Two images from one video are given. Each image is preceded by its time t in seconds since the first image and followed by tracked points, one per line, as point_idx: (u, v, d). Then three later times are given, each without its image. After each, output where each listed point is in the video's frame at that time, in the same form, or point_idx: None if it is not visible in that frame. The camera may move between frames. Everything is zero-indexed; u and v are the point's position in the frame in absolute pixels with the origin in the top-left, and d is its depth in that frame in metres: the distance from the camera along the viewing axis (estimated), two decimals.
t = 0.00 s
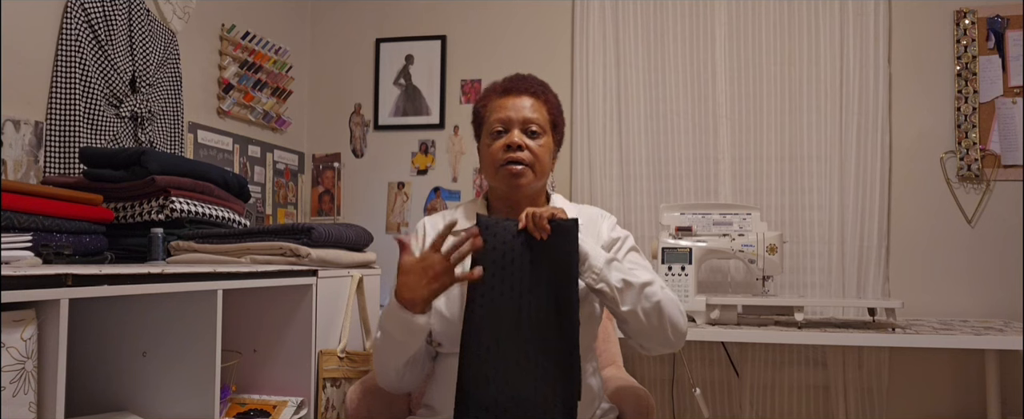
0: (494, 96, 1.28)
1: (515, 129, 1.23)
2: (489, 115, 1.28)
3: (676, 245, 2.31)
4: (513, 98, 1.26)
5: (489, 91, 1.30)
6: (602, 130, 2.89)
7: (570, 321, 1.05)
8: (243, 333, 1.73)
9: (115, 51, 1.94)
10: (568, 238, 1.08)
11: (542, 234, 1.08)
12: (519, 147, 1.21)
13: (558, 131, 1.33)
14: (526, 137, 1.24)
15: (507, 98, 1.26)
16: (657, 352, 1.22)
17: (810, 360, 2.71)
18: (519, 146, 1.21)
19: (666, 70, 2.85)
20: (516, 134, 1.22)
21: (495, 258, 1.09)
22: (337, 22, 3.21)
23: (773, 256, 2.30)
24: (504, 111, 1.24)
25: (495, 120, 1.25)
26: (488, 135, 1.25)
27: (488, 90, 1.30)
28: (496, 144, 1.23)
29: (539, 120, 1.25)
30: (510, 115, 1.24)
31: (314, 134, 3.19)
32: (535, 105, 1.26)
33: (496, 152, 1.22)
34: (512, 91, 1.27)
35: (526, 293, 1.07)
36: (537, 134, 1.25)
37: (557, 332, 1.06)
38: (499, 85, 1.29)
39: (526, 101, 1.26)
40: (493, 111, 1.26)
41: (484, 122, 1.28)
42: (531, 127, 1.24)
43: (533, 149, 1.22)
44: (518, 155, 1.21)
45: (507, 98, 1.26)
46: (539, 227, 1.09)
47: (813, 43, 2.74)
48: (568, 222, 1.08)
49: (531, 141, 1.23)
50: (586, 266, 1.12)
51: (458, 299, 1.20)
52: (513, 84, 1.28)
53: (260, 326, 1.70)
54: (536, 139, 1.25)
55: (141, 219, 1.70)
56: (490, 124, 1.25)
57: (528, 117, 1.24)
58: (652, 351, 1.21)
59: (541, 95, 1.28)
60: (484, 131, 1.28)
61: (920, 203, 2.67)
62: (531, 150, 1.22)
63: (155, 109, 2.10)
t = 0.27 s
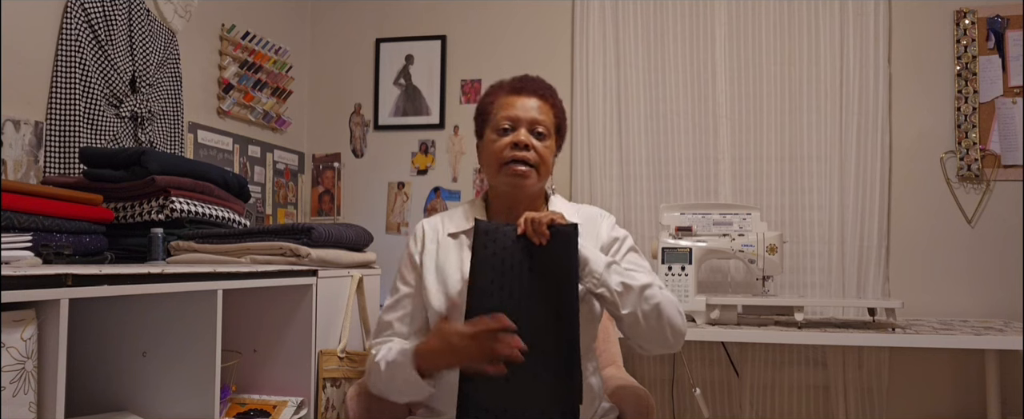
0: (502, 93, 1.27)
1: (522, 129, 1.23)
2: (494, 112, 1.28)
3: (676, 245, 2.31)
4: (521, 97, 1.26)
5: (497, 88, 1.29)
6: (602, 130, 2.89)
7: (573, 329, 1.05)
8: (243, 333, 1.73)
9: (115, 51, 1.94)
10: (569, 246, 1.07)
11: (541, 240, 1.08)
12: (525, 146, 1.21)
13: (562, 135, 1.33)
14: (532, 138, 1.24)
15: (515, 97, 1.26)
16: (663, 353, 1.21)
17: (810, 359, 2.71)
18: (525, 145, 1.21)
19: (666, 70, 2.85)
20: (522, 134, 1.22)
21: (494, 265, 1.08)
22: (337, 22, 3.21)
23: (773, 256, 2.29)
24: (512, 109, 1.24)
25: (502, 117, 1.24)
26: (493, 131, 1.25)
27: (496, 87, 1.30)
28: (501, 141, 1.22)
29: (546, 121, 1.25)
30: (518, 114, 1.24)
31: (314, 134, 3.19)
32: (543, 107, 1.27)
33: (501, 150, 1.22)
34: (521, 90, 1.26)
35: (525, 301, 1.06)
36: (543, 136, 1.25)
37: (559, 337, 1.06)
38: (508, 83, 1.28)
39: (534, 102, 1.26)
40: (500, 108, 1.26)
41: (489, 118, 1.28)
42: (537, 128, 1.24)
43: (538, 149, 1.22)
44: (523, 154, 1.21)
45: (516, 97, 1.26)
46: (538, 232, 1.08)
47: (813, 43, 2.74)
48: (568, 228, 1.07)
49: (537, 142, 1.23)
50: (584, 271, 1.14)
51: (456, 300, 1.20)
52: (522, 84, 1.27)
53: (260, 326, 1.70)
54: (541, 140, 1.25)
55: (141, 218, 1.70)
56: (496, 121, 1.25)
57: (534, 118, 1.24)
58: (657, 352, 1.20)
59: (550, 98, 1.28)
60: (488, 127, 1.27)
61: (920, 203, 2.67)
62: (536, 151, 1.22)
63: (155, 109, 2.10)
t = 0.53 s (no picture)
0: (505, 92, 1.26)
1: (527, 128, 1.22)
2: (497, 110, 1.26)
3: (676, 245, 2.32)
4: (525, 96, 1.25)
5: (498, 86, 1.27)
6: (602, 130, 2.89)
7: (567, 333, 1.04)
8: (243, 333, 1.73)
9: (115, 51, 1.94)
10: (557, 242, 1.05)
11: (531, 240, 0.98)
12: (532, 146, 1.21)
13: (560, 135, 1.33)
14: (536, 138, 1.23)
15: (519, 96, 1.25)
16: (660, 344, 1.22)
17: (810, 360, 2.71)
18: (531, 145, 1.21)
19: (666, 70, 2.85)
20: (528, 134, 1.22)
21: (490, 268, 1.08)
22: (337, 22, 3.21)
23: (773, 256, 2.29)
24: (516, 109, 1.23)
25: (506, 116, 1.23)
26: (496, 129, 1.23)
27: (497, 85, 1.28)
28: (506, 140, 1.21)
29: (551, 122, 1.25)
30: (523, 113, 1.23)
31: (314, 134, 3.19)
32: (546, 107, 1.26)
33: (506, 148, 1.21)
34: (525, 90, 1.25)
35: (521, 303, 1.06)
36: (547, 136, 1.25)
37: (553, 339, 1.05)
38: (512, 81, 1.26)
39: (538, 102, 1.25)
40: (504, 106, 1.24)
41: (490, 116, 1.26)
42: (541, 129, 1.23)
43: (543, 149, 1.23)
44: (530, 154, 1.21)
45: (519, 97, 1.25)
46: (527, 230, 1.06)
47: (813, 43, 2.74)
48: (558, 223, 0.99)
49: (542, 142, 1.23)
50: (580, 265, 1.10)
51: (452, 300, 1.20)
52: (527, 83, 1.26)
53: (260, 327, 1.70)
54: (544, 140, 1.25)
55: (141, 218, 1.70)
56: (500, 119, 1.23)
57: (539, 118, 1.23)
58: (655, 343, 1.20)
59: (552, 99, 1.28)
60: (489, 125, 1.26)
61: (920, 203, 2.67)
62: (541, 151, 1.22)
63: (155, 109, 2.10)
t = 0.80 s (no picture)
0: (505, 91, 1.27)
1: (527, 128, 1.23)
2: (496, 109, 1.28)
3: (676, 245, 2.32)
4: (524, 96, 1.26)
5: (497, 85, 1.29)
6: (602, 130, 2.89)
7: (565, 337, 1.05)
8: (243, 333, 1.73)
9: (115, 51, 1.94)
10: (547, 236, 1.07)
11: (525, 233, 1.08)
12: (531, 145, 1.22)
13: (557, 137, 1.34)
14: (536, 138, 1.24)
15: (518, 96, 1.26)
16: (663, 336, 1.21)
17: (810, 360, 2.71)
18: (531, 143, 1.21)
19: (666, 70, 2.85)
20: (528, 132, 1.23)
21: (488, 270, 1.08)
22: (337, 22, 3.21)
23: (773, 257, 2.29)
24: (516, 108, 1.24)
25: (506, 115, 1.24)
26: (495, 128, 1.24)
27: (497, 85, 1.29)
28: (505, 139, 1.22)
29: (549, 122, 1.26)
30: (522, 113, 1.24)
31: (314, 134, 3.19)
32: (544, 107, 1.27)
33: (506, 147, 1.21)
34: (525, 90, 1.27)
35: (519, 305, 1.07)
36: (545, 136, 1.25)
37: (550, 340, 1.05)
38: (511, 81, 1.28)
39: (537, 102, 1.26)
40: (503, 106, 1.25)
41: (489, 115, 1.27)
42: (540, 129, 1.24)
43: (542, 149, 1.23)
44: (529, 152, 1.21)
45: (518, 96, 1.26)
46: (519, 225, 1.08)
47: (813, 43, 2.74)
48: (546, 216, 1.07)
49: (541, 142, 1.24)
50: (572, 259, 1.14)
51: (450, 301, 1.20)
52: (527, 84, 1.27)
53: (260, 327, 1.70)
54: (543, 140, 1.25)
55: (141, 218, 1.70)
56: (499, 118, 1.24)
57: (538, 118, 1.24)
58: (658, 335, 1.20)
59: (550, 100, 1.30)
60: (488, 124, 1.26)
61: (920, 203, 2.67)
62: (540, 150, 1.23)
63: (155, 109, 2.10)
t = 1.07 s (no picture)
0: (504, 91, 1.27)
1: (525, 127, 1.23)
2: (496, 110, 1.28)
3: (676, 245, 2.32)
4: (523, 96, 1.26)
5: (497, 85, 1.29)
6: (602, 129, 2.89)
7: (564, 337, 1.05)
8: (243, 333, 1.73)
9: (115, 51, 1.94)
10: (547, 235, 1.07)
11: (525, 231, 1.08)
12: (530, 144, 1.22)
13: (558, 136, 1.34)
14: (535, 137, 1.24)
15: (518, 96, 1.26)
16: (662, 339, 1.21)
17: (810, 360, 2.71)
18: (529, 143, 1.21)
19: (666, 70, 2.85)
20: (526, 132, 1.23)
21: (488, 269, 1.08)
22: (337, 22, 3.21)
23: (773, 256, 2.29)
24: (515, 107, 1.24)
25: (505, 114, 1.24)
26: (495, 128, 1.24)
27: (497, 85, 1.29)
28: (503, 139, 1.22)
29: (549, 122, 1.26)
30: (522, 112, 1.24)
31: (314, 134, 3.19)
32: (545, 107, 1.27)
33: (504, 147, 1.22)
34: (524, 89, 1.27)
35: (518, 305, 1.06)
36: (545, 136, 1.25)
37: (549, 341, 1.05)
38: (511, 81, 1.28)
39: (537, 101, 1.26)
40: (503, 105, 1.25)
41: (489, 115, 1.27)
42: (540, 128, 1.24)
43: (541, 148, 1.23)
44: (528, 152, 1.21)
45: (517, 96, 1.26)
46: (520, 224, 1.08)
47: (813, 43, 2.74)
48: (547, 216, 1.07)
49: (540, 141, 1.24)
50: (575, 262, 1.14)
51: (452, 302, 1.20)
52: (526, 83, 1.27)
53: (260, 326, 1.70)
54: (543, 139, 1.25)
55: (141, 218, 1.70)
56: (498, 118, 1.24)
57: (537, 117, 1.24)
58: (657, 337, 1.20)
59: (551, 99, 1.29)
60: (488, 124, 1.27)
61: (919, 203, 2.67)
62: (539, 149, 1.23)
63: (155, 109, 2.10)
